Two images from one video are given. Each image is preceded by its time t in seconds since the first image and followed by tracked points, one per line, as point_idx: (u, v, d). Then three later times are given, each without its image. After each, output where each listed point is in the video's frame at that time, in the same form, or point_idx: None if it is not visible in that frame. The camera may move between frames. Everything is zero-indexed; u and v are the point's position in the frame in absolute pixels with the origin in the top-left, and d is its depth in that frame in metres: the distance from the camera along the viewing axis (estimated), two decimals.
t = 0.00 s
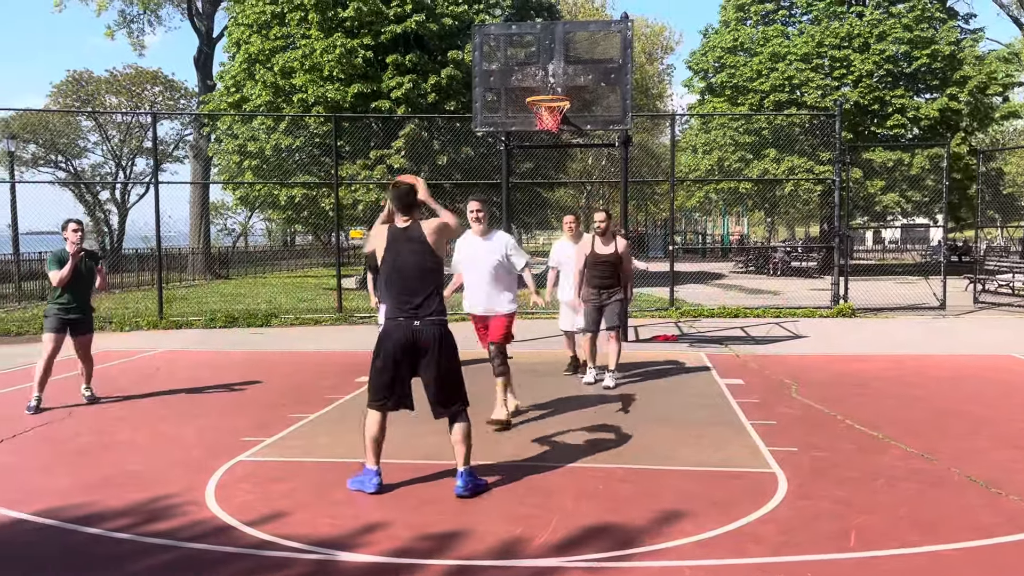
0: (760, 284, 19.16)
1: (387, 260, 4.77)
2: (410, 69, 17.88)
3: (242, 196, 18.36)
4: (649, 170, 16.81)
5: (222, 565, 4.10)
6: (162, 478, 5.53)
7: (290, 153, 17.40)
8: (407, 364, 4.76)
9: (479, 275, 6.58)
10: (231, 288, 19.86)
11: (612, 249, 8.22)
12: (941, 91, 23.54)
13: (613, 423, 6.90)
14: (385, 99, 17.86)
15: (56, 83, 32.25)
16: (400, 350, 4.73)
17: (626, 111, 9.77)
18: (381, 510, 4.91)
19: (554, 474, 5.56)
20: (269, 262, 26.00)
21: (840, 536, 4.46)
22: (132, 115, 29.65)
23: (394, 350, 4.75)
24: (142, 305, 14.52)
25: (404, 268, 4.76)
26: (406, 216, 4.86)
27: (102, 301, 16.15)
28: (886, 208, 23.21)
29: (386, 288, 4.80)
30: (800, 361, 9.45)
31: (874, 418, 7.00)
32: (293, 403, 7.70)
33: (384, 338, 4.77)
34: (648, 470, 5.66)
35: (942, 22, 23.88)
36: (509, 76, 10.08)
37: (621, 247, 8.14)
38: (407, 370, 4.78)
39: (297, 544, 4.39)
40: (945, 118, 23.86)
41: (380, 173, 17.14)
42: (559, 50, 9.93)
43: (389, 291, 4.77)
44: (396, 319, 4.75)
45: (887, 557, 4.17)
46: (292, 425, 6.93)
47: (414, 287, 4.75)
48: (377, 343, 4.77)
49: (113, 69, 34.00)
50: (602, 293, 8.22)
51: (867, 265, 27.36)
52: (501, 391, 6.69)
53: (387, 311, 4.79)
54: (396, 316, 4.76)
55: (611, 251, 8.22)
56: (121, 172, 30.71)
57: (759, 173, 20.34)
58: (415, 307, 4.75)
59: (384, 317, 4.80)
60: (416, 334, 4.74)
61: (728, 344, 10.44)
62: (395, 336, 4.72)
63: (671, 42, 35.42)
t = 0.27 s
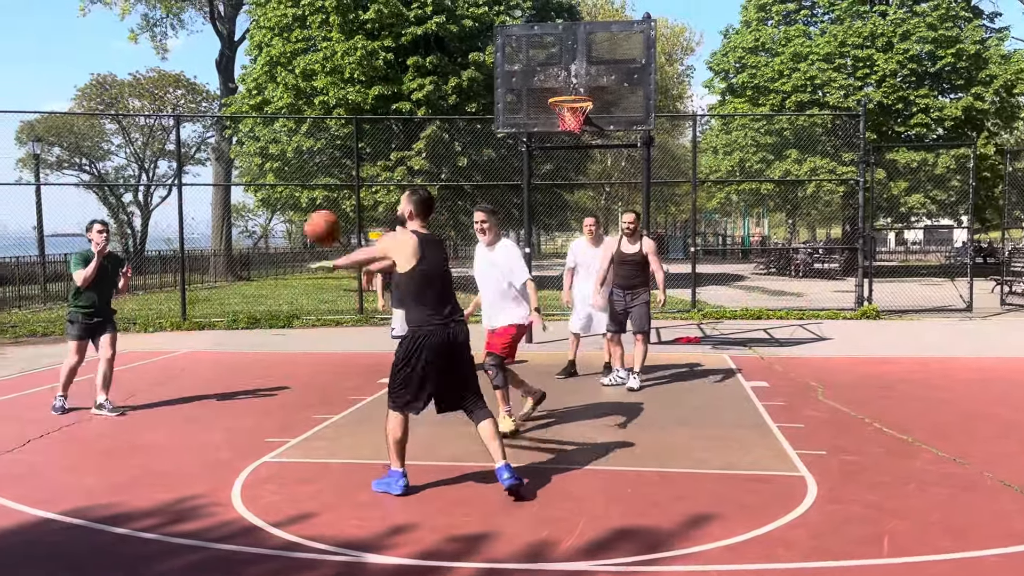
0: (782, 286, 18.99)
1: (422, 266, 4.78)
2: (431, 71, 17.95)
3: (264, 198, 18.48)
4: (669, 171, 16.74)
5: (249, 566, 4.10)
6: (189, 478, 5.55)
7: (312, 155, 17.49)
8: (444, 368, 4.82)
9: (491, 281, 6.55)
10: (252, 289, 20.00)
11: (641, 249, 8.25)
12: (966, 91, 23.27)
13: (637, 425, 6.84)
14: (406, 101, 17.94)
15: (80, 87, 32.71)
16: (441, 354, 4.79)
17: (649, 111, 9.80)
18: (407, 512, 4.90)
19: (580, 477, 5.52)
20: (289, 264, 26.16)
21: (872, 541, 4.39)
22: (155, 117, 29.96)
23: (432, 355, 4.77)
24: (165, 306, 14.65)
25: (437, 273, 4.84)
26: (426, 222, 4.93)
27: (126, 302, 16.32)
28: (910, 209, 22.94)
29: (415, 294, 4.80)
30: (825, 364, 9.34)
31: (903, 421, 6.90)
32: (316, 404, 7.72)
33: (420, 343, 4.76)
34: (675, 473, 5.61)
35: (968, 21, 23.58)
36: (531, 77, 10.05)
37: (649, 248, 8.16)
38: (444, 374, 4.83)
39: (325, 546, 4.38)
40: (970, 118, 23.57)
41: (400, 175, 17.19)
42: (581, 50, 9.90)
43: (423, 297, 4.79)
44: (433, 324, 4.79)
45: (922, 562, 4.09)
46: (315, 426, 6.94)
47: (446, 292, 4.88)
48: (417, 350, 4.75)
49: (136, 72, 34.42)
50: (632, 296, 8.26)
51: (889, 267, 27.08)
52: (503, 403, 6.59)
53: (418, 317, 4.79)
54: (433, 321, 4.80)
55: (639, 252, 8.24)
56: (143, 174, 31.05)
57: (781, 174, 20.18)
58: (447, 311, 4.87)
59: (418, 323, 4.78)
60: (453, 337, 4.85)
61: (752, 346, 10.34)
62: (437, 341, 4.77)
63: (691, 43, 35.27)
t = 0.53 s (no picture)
0: (800, 287, 18.86)
1: (453, 269, 4.73)
2: (448, 72, 18.00)
3: (281, 200, 18.58)
4: (686, 172, 16.67)
5: (273, 568, 4.10)
6: (210, 480, 5.58)
7: (329, 157, 17.57)
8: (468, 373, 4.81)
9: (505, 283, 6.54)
10: (270, 290, 20.12)
11: (657, 251, 8.14)
12: (986, 90, 23.04)
13: (656, 428, 6.80)
14: (423, 103, 18.00)
15: (100, 90, 33.06)
16: (465, 359, 4.77)
17: (668, 113, 9.75)
18: (429, 514, 4.89)
19: (601, 481, 5.50)
20: (305, 265, 26.30)
21: (899, 547, 4.33)
22: (172, 120, 30.19)
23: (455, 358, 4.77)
24: (184, 307, 14.77)
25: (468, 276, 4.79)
26: (466, 221, 4.87)
27: (145, 303, 16.46)
28: (929, 210, 22.73)
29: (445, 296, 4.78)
30: (845, 366, 9.26)
31: (927, 425, 6.82)
32: (335, 405, 7.74)
33: (445, 346, 4.76)
34: (697, 476, 5.57)
35: (988, 19, 23.32)
36: (549, 78, 10.01)
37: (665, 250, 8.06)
38: (466, 378, 4.82)
39: (348, 548, 4.38)
40: (991, 118, 23.32)
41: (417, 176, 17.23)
42: (600, 51, 9.87)
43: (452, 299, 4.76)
44: (458, 328, 4.77)
45: (952, 569, 4.03)
46: (335, 427, 6.95)
47: (477, 296, 4.81)
48: (442, 353, 4.76)
49: (154, 75, 34.72)
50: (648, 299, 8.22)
51: (908, 268, 26.87)
52: (524, 404, 6.59)
53: (446, 320, 4.79)
54: (459, 324, 4.78)
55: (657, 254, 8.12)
56: (161, 176, 31.31)
57: (798, 175, 20.07)
58: (476, 315, 4.82)
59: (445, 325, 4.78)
60: (480, 343, 4.81)
61: (771, 348, 10.27)
62: (460, 345, 4.76)
63: (707, 43, 35.14)
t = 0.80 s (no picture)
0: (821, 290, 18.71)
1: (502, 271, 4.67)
2: (467, 74, 18.05)
3: (302, 202, 18.68)
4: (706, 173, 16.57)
5: (301, 572, 4.10)
6: (236, 482, 5.59)
7: (348, 159, 17.65)
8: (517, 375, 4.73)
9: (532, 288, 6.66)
10: (289, 292, 20.25)
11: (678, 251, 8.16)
12: (1011, 90, 22.76)
13: (680, 431, 6.75)
14: (442, 105, 18.06)
15: (121, 93, 33.43)
16: (512, 361, 4.70)
17: (690, 113, 9.72)
18: (455, 518, 4.87)
19: (627, 485, 5.46)
20: (324, 267, 26.42)
21: (934, 554, 4.26)
22: (192, 122, 30.44)
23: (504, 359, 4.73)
24: (206, 309, 14.88)
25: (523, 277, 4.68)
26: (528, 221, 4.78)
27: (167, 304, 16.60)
28: (952, 211, 22.48)
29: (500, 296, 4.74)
30: (870, 369, 9.16)
31: (956, 429, 6.72)
32: (357, 406, 7.74)
33: (496, 346, 4.76)
34: (724, 481, 5.51)
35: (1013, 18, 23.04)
36: (571, 79, 9.92)
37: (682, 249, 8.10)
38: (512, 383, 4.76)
39: (375, 552, 4.37)
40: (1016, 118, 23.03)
41: (436, 178, 17.26)
42: (621, 52, 9.86)
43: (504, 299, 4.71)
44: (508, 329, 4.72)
45: None
46: (358, 429, 6.96)
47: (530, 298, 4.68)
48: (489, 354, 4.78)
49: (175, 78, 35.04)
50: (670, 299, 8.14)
51: (929, 269, 26.60)
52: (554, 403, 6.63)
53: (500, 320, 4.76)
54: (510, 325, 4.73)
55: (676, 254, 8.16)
56: (181, 178, 31.59)
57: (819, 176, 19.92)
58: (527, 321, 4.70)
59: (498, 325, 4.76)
60: (530, 346, 4.70)
61: (793, 351, 10.18)
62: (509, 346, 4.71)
63: (726, 44, 34.96)
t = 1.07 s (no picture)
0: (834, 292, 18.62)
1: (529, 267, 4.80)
2: (479, 76, 18.08)
3: (313, 204, 18.75)
4: (718, 174, 16.51)
5: (314, 573, 4.09)
6: (249, 483, 5.60)
7: (360, 161, 17.71)
8: (536, 370, 4.75)
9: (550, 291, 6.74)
10: (300, 293, 20.32)
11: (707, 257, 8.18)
12: None
13: (694, 434, 6.72)
14: (454, 106, 18.09)
15: (134, 95, 33.66)
16: (530, 356, 4.75)
17: (703, 114, 9.66)
18: (468, 520, 4.86)
19: (641, 487, 5.43)
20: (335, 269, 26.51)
21: (952, 558, 4.21)
22: (204, 124, 30.59)
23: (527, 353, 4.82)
24: (218, 310, 14.96)
25: (546, 272, 4.74)
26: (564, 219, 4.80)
27: (179, 306, 16.70)
28: (966, 212, 22.31)
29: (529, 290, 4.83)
30: (885, 371, 9.09)
31: (973, 432, 6.66)
32: (369, 407, 7.75)
33: (522, 341, 4.86)
34: (738, 484, 5.47)
35: None
36: (583, 81, 9.97)
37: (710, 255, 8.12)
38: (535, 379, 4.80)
39: (389, 553, 4.36)
40: None
41: (448, 180, 17.28)
42: (634, 53, 9.82)
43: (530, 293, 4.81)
44: (531, 325, 4.79)
45: None
46: (371, 430, 6.96)
47: (551, 295, 4.71)
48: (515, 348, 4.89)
49: (187, 80, 35.25)
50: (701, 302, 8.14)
51: (942, 271, 26.44)
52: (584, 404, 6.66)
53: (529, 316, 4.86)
54: (534, 321, 4.79)
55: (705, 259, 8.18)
56: (194, 180, 31.78)
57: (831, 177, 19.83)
58: (551, 318, 4.73)
59: (524, 319, 4.86)
60: (549, 343, 4.72)
61: (807, 353, 10.12)
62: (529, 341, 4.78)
63: (737, 45, 34.85)
